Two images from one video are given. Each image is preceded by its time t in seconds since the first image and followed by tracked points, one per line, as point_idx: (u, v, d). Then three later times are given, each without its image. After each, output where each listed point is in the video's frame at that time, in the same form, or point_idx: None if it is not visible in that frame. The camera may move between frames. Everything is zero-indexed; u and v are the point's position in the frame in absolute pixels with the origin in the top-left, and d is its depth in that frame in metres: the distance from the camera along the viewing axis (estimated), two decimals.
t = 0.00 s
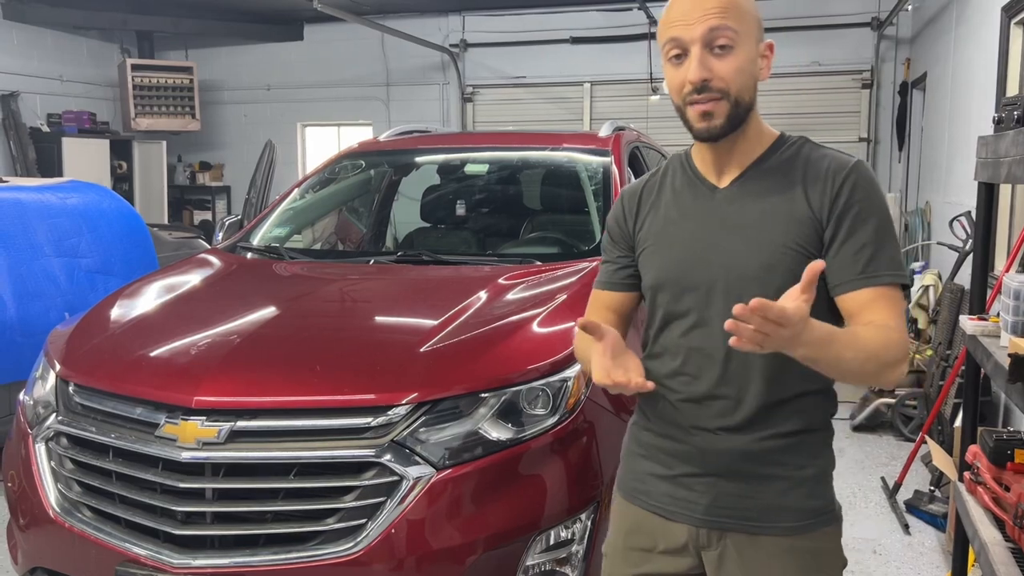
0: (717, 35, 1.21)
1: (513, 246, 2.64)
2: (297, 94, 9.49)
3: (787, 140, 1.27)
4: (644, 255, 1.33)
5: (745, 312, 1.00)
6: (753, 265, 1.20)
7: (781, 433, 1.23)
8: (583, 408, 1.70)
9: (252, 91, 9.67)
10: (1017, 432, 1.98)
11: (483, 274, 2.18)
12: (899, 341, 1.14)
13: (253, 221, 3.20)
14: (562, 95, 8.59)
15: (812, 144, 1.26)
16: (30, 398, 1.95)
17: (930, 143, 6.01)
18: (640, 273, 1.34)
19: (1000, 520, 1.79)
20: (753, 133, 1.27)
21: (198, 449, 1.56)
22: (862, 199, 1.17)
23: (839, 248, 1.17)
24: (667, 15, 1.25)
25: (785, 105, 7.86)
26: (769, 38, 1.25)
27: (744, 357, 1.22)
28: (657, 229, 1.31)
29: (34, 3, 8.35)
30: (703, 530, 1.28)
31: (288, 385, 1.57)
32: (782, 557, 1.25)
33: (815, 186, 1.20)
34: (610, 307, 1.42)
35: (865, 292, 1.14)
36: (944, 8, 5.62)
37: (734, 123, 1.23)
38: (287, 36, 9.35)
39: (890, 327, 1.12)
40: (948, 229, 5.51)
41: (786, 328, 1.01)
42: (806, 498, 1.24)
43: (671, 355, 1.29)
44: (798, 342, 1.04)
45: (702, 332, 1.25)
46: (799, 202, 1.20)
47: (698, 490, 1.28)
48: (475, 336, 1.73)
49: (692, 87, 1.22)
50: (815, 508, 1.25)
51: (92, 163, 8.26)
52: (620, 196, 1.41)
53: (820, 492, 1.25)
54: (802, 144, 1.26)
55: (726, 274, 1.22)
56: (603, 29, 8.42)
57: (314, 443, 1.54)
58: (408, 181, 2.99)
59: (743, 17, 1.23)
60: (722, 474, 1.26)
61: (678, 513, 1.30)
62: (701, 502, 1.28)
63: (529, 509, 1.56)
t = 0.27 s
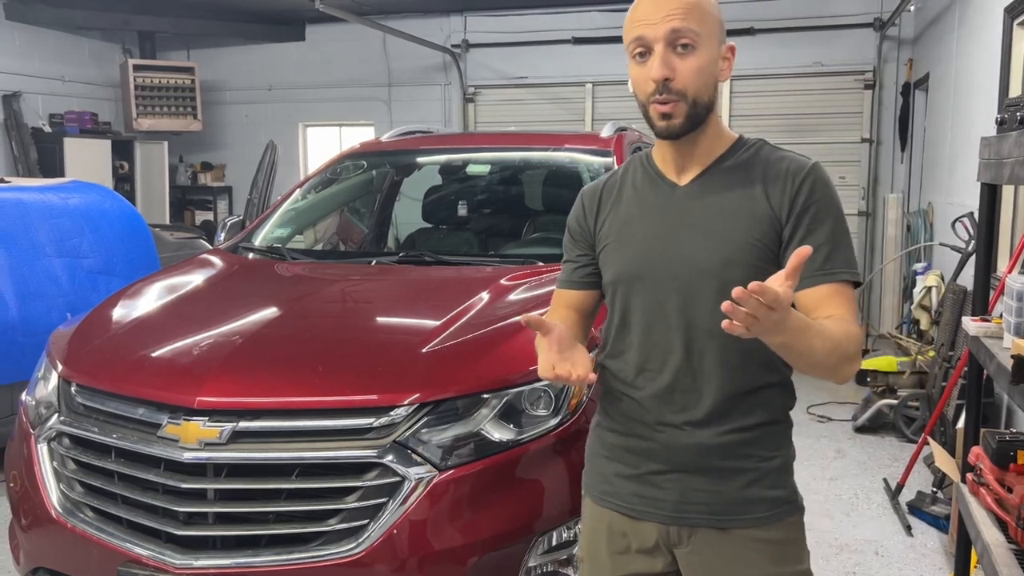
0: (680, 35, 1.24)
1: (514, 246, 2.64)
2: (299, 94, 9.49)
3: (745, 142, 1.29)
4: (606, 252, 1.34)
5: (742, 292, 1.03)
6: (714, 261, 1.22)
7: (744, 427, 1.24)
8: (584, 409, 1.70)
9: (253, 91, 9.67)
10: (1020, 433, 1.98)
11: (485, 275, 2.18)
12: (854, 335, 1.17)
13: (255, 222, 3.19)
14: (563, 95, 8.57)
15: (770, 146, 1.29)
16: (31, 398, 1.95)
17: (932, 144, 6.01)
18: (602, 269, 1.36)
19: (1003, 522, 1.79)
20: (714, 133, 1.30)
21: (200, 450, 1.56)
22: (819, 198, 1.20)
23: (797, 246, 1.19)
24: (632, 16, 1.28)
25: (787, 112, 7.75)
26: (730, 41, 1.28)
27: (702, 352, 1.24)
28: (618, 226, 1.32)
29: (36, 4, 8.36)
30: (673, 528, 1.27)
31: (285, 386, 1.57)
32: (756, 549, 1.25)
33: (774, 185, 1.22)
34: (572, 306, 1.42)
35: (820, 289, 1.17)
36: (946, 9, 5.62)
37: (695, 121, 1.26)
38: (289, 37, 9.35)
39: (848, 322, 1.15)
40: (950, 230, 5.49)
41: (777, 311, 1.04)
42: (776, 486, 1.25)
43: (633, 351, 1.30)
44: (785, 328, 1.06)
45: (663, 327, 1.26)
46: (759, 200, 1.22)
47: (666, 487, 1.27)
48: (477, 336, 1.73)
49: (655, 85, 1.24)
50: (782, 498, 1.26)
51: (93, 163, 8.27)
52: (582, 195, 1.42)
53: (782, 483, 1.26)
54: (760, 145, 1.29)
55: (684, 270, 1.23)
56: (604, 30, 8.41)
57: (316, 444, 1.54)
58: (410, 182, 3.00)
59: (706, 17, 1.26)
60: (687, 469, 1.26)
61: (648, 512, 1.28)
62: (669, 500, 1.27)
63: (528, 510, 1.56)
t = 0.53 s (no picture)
0: (679, 36, 1.25)
1: (515, 247, 2.65)
2: (301, 95, 9.49)
3: (728, 145, 1.30)
4: (591, 254, 1.33)
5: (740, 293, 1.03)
6: (701, 264, 1.22)
7: (729, 421, 1.24)
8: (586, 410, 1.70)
9: (255, 92, 9.67)
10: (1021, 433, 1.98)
11: (487, 276, 2.18)
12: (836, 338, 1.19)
13: (256, 222, 3.19)
14: (564, 96, 8.56)
15: (751, 148, 1.31)
16: (33, 399, 1.95)
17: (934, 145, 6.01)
18: (587, 271, 1.35)
19: (1005, 523, 1.79)
20: (700, 134, 1.30)
21: (201, 450, 1.56)
22: (800, 201, 1.22)
23: (781, 248, 1.20)
24: (625, 15, 1.28)
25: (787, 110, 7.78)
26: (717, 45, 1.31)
27: (691, 352, 1.24)
28: (603, 229, 1.32)
29: (38, 5, 8.38)
30: (663, 523, 1.27)
31: (284, 386, 1.58)
32: (747, 539, 1.25)
33: (758, 188, 1.23)
34: (553, 308, 1.42)
35: (803, 290, 1.19)
36: (948, 10, 5.61)
37: (688, 122, 1.26)
38: (291, 37, 9.36)
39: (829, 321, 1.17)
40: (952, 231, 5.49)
41: (773, 312, 1.04)
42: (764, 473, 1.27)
43: (621, 353, 1.30)
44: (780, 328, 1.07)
45: (651, 329, 1.26)
46: (744, 204, 1.23)
47: (656, 482, 1.27)
48: (480, 336, 1.73)
49: (653, 84, 1.24)
50: (770, 487, 1.26)
51: (95, 163, 8.28)
52: (565, 196, 1.42)
53: (769, 473, 1.27)
54: (742, 148, 1.30)
55: (672, 272, 1.24)
56: (606, 30, 8.41)
57: (318, 444, 1.54)
58: (411, 183, 3.01)
59: (702, 21, 1.27)
60: (677, 464, 1.25)
61: (638, 508, 1.28)
62: (659, 495, 1.26)
63: (529, 511, 1.56)
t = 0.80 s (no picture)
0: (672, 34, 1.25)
1: (517, 248, 2.65)
2: (302, 96, 9.49)
3: (725, 142, 1.31)
4: (594, 260, 1.33)
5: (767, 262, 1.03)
6: (705, 266, 1.23)
7: (744, 421, 1.25)
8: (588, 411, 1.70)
9: (257, 92, 9.68)
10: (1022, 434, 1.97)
11: (488, 276, 2.18)
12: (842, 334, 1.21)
13: (257, 222, 3.19)
14: (566, 97, 8.56)
15: (747, 145, 1.31)
16: (35, 398, 1.95)
17: (936, 146, 6.00)
18: (590, 277, 1.35)
19: (1006, 524, 1.78)
20: (696, 133, 1.31)
21: (202, 450, 1.56)
22: (801, 196, 1.23)
23: (783, 244, 1.21)
24: (622, 12, 1.29)
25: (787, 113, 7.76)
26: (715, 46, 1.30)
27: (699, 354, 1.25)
28: (605, 234, 1.31)
29: (40, 5, 8.39)
30: (676, 522, 1.28)
31: (286, 384, 1.58)
32: (757, 542, 1.25)
33: (758, 187, 1.24)
34: (557, 313, 1.43)
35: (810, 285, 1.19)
36: (950, 11, 5.62)
37: (682, 121, 1.26)
38: (293, 38, 9.36)
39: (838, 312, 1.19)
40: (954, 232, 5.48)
41: (794, 285, 1.05)
42: (774, 478, 1.26)
43: (628, 357, 1.30)
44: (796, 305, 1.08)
45: (658, 333, 1.27)
46: (745, 204, 1.23)
47: (670, 483, 1.27)
48: (483, 336, 1.74)
49: (646, 81, 1.24)
50: (781, 489, 1.26)
51: (97, 163, 8.28)
52: (563, 202, 1.42)
53: (783, 473, 1.28)
54: (739, 145, 1.31)
55: (677, 276, 1.24)
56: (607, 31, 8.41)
57: (320, 444, 1.54)
58: (413, 183, 3.00)
59: (697, 20, 1.27)
60: (689, 464, 1.26)
61: (652, 508, 1.29)
62: (672, 496, 1.27)
63: (530, 512, 1.56)
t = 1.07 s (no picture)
0: (700, 36, 1.23)
1: (518, 248, 2.65)
2: (303, 96, 9.50)
3: (760, 143, 1.29)
4: (624, 262, 1.33)
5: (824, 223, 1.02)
6: (737, 269, 1.21)
7: (778, 434, 1.24)
8: (588, 411, 1.69)
9: (258, 93, 9.69)
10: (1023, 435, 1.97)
11: (489, 276, 2.18)
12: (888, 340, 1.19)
13: (258, 223, 3.19)
14: (567, 97, 8.57)
15: (786, 145, 1.29)
16: (35, 398, 1.95)
17: (937, 147, 6.01)
18: (621, 280, 1.35)
19: (1006, 525, 1.78)
20: (730, 136, 1.29)
21: (203, 450, 1.56)
22: (839, 198, 1.21)
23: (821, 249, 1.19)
24: (652, 11, 1.28)
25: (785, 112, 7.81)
26: (751, 48, 1.28)
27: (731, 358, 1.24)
28: (634, 237, 1.32)
29: (41, 5, 8.39)
30: (705, 535, 1.27)
31: (292, 384, 1.58)
32: (785, 560, 1.24)
33: (794, 189, 1.22)
34: (590, 320, 1.44)
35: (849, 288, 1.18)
36: (951, 12, 5.62)
37: (709, 125, 1.25)
38: (294, 38, 9.37)
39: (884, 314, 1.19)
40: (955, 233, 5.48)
41: (848, 259, 1.04)
42: (805, 496, 1.25)
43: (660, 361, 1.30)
44: (847, 280, 1.07)
45: (688, 336, 1.27)
46: (780, 205, 1.22)
47: (700, 494, 1.27)
48: (484, 337, 1.74)
49: (668, 83, 1.23)
50: (812, 507, 1.25)
51: (98, 163, 8.29)
52: (595, 203, 1.42)
53: (817, 491, 1.27)
54: (777, 146, 1.29)
55: (709, 279, 1.23)
56: (608, 31, 8.41)
57: (320, 444, 1.54)
58: (413, 184, 3.00)
59: (729, 21, 1.25)
60: (720, 477, 1.26)
61: (682, 520, 1.28)
62: (703, 508, 1.27)
63: (532, 512, 1.55)
